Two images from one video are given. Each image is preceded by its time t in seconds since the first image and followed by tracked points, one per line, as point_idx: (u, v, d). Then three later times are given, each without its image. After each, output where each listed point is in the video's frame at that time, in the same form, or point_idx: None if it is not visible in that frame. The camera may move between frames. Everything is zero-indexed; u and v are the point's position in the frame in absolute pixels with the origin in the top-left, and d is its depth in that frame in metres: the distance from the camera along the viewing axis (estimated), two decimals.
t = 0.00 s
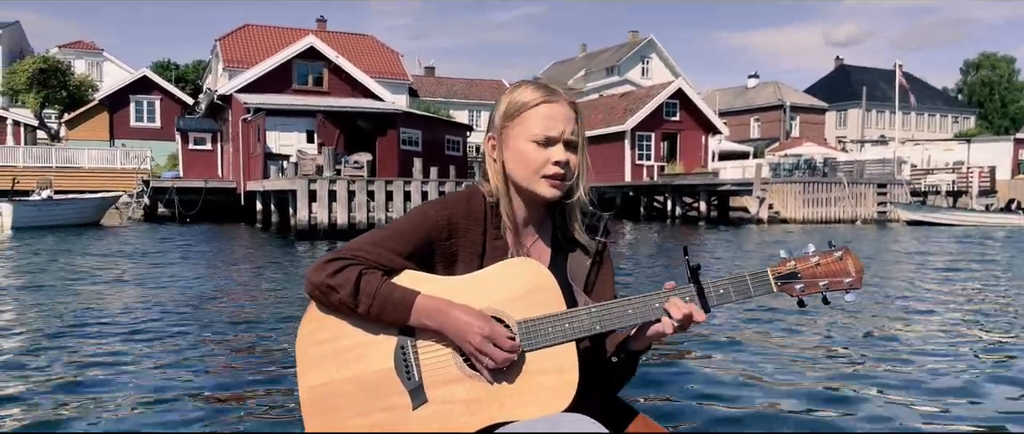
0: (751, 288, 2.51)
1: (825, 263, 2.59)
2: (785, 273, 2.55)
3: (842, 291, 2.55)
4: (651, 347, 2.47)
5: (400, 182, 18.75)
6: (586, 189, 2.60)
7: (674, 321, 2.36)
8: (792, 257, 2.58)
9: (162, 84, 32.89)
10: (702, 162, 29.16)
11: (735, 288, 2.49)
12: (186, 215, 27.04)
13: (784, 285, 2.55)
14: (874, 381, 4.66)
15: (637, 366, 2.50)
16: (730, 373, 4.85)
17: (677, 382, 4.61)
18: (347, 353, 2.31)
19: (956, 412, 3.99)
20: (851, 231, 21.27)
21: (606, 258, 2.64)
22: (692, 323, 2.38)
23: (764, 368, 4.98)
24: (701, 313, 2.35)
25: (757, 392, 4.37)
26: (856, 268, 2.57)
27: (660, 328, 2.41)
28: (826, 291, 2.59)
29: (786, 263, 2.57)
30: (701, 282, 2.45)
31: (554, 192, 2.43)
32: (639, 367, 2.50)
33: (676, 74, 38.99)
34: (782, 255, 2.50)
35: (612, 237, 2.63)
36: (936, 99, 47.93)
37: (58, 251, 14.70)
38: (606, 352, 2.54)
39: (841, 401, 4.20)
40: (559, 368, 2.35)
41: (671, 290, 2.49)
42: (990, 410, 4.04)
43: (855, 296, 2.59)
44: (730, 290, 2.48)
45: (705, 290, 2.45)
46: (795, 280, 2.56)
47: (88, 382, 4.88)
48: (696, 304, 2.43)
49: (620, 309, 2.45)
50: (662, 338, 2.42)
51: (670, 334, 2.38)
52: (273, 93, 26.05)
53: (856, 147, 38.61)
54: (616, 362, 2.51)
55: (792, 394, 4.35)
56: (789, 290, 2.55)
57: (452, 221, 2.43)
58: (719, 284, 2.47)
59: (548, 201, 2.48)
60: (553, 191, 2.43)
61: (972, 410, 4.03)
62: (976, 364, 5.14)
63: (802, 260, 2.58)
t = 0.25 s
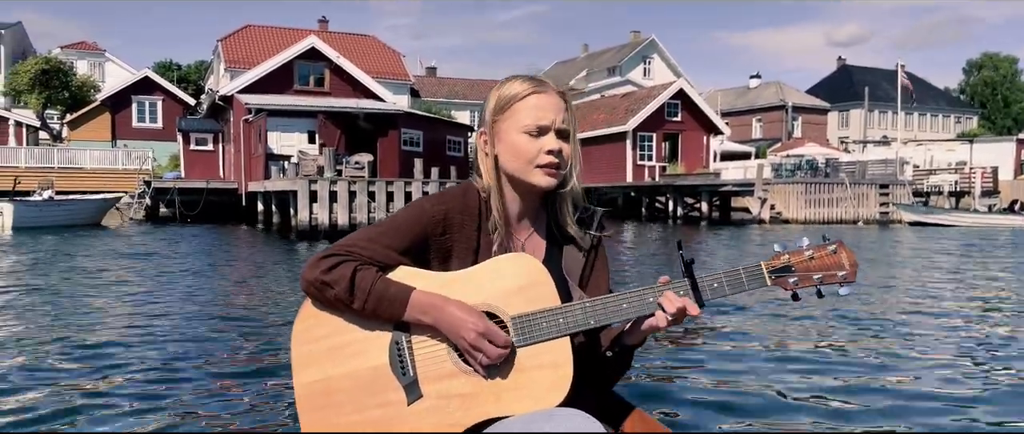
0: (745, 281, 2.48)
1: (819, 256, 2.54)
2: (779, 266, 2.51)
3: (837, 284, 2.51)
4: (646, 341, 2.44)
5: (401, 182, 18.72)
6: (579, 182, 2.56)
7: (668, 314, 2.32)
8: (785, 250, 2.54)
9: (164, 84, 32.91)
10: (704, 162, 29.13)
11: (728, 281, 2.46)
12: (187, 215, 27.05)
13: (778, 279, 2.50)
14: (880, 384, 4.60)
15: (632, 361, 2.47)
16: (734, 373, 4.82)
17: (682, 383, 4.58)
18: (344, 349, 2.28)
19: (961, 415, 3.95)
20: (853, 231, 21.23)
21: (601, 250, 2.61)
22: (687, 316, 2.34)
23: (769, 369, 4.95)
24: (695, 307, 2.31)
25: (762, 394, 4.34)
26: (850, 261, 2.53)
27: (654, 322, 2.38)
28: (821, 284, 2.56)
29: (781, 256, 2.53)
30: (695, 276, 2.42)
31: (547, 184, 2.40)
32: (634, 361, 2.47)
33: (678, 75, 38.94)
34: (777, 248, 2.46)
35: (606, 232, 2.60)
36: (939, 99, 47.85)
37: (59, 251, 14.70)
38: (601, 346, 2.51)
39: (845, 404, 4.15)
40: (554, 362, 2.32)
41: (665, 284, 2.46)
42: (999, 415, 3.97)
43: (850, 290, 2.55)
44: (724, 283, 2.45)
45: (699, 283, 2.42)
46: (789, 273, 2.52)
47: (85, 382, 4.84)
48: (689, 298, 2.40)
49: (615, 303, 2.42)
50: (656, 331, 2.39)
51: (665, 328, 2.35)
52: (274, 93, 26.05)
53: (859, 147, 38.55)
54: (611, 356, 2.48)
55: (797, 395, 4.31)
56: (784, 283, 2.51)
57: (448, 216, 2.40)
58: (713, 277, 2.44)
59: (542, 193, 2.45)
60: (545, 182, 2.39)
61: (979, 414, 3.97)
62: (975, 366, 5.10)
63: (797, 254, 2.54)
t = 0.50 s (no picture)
0: (747, 272, 2.46)
1: (823, 248, 2.52)
2: (782, 258, 2.50)
3: (840, 276, 2.49)
4: (650, 333, 2.43)
5: (402, 182, 18.70)
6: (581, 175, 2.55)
7: (671, 306, 2.31)
8: (790, 242, 2.52)
9: (165, 84, 32.91)
10: (705, 162, 29.12)
11: (732, 274, 2.44)
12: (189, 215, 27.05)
13: (781, 270, 2.49)
14: (889, 385, 4.56)
15: (635, 353, 2.46)
16: (737, 374, 4.79)
17: (689, 384, 4.56)
18: (349, 342, 2.27)
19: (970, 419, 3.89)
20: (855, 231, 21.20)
21: (604, 243, 2.59)
22: (690, 308, 2.33)
23: (775, 370, 4.92)
24: (699, 300, 2.30)
25: (771, 395, 4.32)
26: (855, 251, 2.50)
27: (657, 314, 2.36)
28: (824, 276, 2.53)
29: (784, 248, 2.52)
30: (699, 268, 2.41)
31: (550, 177, 2.39)
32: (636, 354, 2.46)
33: (679, 75, 38.91)
34: (779, 240, 2.45)
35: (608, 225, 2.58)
36: (941, 98, 47.77)
37: (60, 250, 14.69)
38: (604, 338, 2.49)
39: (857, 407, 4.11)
40: (559, 354, 2.29)
41: (669, 275, 2.44)
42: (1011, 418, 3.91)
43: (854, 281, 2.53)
44: (727, 274, 2.43)
45: (703, 275, 2.41)
46: (792, 265, 2.51)
47: (85, 380, 4.82)
48: (693, 290, 2.39)
49: (617, 295, 2.41)
50: (659, 323, 2.38)
51: (668, 320, 2.33)
52: (276, 93, 26.04)
53: (860, 147, 38.50)
54: (613, 348, 2.47)
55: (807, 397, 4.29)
56: (787, 274, 2.50)
57: (451, 209, 2.38)
58: (717, 268, 2.43)
59: (546, 185, 2.43)
60: (548, 175, 2.38)
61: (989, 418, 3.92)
62: (977, 365, 5.08)
63: (800, 245, 2.52)
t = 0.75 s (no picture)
0: (754, 272, 2.45)
1: (830, 247, 2.51)
2: (789, 257, 2.48)
3: (847, 275, 2.48)
4: (655, 332, 2.42)
5: (403, 182, 18.68)
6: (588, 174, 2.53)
7: (676, 306, 2.30)
8: (796, 241, 2.51)
9: (167, 84, 32.91)
10: (707, 162, 29.08)
11: (739, 272, 2.43)
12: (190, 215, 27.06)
13: (788, 269, 2.48)
14: (893, 384, 4.56)
15: (641, 351, 2.45)
16: (740, 372, 4.79)
17: (694, 382, 4.56)
18: (355, 339, 2.26)
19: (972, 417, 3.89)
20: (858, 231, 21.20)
21: (610, 242, 2.57)
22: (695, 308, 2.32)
23: (778, 368, 4.92)
24: (705, 299, 2.28)
25: (776, 393, 4.32)
26: (861, 252, 2.49)
27: (663, 312, 2.35)
28: (831, 274, 2.53)
29: (791, 247, 2.51)
30: (705, 268, 2.40)
31: (558, 179, 2.37)
32: (642, 352, 2.45)
33: (681, 75, 38.89)
34: (787, 239, 2.43)
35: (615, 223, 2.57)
36: (943, 99, 47.72)
37: (62, 249, 14.70)
38: (610, 336, 2.49)
39: (861, 405, 4.11)
40: (564, 353, 2.28)
41: (675, 275, 2.43)
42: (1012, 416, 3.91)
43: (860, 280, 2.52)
44: (734, 274, 2.42)
45: (708, 273, 2.40)
46: (799, 264, 2.50)
47: (88, 378, 4.82)
48: (699, 288, 2.37)
49: (624, 293, 2.39)
50: (664, 322, 2.36)
51: (674, 319, 2.32)
52: (278, 93, 26.05)
53: (863, 147, 38.46)
54: (619, 347, 2.46)
55: (812, 395, 4.29)
56: (793, 273, 2.48)
57: (457, 208, 2.38)
58: (722, 267, 2.41)
59: (553, 187, 2.41)
60: (556, 178, 2.36)
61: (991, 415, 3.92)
62: (979, 365, 5.06)
63: (807, 244, 2.51)
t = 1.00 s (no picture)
0: (755, 274, 2.45)
1: (830, 247, 2.51)
2: (790, 257, 2.48)
3: (848, 276, 2.48)
4: (657, 334, 2.42)
5: (403, 181, 18.66)
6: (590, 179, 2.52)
7: (677, 308, 2.29)
8: (797, 242, 2.51)
9: (168, 84, 32.92)
10: (708, 161, 29.06)
11: (740, 274, 2.43)
12: (191, 215, 27.05)
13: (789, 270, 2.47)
14: (894, 377, 4.57)
15: (642, 353, 2.44)
16: (738, 366, 4.78)
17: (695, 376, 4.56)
18: (357, 343, 2.27)
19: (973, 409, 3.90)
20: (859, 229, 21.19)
21: (612, 245, 2.57)
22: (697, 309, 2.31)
23: (776, 363, 4.91)
24: (707, 300, 2.28)
25: (778, 385, 4.33)
26: (864, 251, 2.49)
27: (663, 314, 2.35)
28: (832, 275, 2.52)
29: (792, 248, 2.50)
30: (705, 269, 2.40)
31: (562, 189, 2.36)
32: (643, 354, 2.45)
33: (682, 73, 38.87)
34: (788, 240, 2.43)
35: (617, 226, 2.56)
36: (944, 97, 47.67)
37: (63, 248, 14.71)
38: (612, 340, 2.49)
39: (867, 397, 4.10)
40: (564, 355, 2.28)
41: (675, 276, 2.43)
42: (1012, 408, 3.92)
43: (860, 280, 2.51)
44: (734, 276, 2.42)
45: (709, 275, 2.40)
46: (801, 265, 2.49)
47: (89, 377, 4.82)
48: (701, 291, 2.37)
49: (625, 297, 2.39)
50: (665, 324, 2.36)
51: (675, 321, 2.31)
52: (279, 92, 26.05)
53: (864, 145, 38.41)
54: (621, 349, 2.46)
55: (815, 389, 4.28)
56: (794, 274, 2.48)
57: (458, 212, 2.38)
58: (723, 269, 2.41)
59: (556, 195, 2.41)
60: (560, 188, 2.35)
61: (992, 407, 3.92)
62: (979, 363, 5.05)
63: (808, 245, 2.51)
